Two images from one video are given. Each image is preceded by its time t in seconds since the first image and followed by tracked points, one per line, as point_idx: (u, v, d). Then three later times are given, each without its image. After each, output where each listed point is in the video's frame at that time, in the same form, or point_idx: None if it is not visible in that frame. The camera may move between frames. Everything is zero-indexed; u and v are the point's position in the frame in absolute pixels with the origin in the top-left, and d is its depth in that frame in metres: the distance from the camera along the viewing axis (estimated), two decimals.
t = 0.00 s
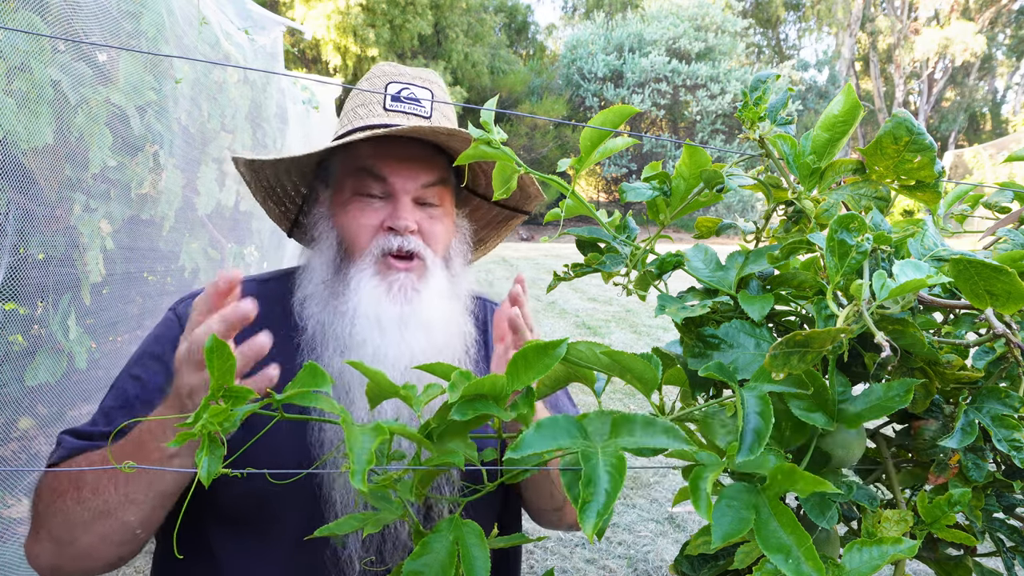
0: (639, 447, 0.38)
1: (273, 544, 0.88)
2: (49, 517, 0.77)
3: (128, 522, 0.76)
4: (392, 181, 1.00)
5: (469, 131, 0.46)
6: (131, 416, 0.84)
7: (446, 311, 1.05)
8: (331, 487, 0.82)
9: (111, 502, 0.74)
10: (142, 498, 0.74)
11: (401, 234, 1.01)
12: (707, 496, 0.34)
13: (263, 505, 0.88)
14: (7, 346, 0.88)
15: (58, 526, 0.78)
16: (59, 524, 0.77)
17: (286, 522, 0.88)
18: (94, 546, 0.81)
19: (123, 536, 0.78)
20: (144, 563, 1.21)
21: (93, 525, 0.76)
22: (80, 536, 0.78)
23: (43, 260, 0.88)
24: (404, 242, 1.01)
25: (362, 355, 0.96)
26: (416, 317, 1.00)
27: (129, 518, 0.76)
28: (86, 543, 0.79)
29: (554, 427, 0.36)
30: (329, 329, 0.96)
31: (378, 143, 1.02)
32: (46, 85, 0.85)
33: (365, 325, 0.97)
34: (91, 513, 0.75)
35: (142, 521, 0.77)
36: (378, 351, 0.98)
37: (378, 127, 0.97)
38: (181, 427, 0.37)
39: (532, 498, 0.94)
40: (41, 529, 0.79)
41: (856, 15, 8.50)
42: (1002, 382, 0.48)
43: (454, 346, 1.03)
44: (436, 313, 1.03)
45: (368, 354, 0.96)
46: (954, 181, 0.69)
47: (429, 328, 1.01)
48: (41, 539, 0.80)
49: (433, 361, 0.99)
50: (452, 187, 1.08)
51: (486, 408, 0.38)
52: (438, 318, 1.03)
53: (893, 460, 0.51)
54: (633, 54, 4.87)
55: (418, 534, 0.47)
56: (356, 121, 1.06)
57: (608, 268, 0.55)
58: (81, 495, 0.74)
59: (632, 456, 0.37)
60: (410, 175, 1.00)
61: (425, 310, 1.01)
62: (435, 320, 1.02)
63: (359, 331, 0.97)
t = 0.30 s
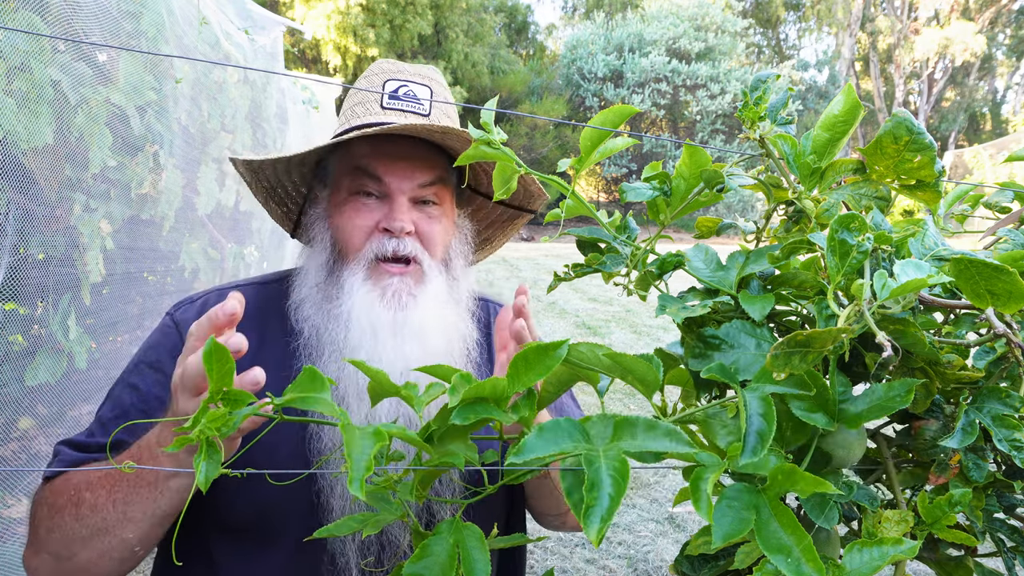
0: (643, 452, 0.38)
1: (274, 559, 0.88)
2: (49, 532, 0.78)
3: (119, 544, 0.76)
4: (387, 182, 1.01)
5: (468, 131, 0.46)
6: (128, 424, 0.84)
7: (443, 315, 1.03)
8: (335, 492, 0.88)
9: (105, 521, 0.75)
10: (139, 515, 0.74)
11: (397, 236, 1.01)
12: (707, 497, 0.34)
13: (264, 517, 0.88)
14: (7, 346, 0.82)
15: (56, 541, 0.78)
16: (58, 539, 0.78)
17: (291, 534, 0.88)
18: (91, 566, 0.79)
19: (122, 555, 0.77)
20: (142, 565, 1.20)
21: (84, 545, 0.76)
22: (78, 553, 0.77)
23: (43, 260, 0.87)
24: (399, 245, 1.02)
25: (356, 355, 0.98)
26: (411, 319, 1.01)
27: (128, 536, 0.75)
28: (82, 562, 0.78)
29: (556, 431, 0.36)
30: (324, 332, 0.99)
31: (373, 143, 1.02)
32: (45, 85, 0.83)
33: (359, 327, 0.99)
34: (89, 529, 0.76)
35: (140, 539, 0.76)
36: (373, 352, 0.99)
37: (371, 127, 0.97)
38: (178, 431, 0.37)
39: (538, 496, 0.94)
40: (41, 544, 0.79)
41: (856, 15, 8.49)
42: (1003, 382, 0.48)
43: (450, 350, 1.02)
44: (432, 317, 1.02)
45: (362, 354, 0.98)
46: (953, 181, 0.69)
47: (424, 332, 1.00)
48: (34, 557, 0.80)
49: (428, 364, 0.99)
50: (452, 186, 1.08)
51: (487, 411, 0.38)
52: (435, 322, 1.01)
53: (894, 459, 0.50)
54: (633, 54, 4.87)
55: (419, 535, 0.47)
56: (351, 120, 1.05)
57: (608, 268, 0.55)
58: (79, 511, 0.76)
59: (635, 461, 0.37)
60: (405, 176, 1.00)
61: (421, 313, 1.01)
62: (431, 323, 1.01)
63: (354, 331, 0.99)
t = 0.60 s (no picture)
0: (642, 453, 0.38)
1: (275, 567, 0.87)
2: (49, 537, 0.78)
3: (119, 548, 0.76)
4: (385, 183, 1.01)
5: (468, 130, 0.46)
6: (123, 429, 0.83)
7: (442, 316, 1.03)
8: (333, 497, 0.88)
9: (105, 525, 0.75)
10: (140, 518, 0.74)
11: (394, 238, 1.01)
12: (707, 497, 0.34)
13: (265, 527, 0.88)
14: (7, 346, 0.82)
15: (56, 547, 0.77)
16: (58, 544, 0.77)
17: (291, 543, 0.88)
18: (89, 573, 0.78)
19: (121, 560, 0.77)
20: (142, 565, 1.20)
21: (84, 551, 0.76)
22: (77, 559, 0.77)
23: (43, 260, 0.87)
24: (397, 246, 1.02)
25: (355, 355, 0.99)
26: (410, 320, 1.01)
27: (128, 539, 0.75)
28: (81, 568, 0.77)
29: (557, 431, 0.36)
30: (322, 333, 0.99)
31: (371, 144, 1.02)
32: (45, 85, 0.83)
33: (358, 328, 0.98)
34: (90, 533, 0.75)
35: (141, 543, 0.76)
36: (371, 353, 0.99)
37: (369, 128, 0.97)
38: (179, 429, 0.37)
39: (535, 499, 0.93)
40: (41, 549, 0.79)
41: (856, 16, 8.48)
42: (1003, 382, 0.48)
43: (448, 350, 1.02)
44: (430, 317, 1.02)
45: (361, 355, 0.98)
46: (954, 181, 0.69)
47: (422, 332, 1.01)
48: (34, 562, 0.80)
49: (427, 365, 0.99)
50: (452, 187, 1.08)
51: (487, 411, 0.38)
52: (433, 323, 1.01)
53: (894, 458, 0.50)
54: (633, 54, 4.86)
55: (419, 535, 0.46)
56: (348, 119, 1.05)
57: (608, 268, 0.55)
58: (80, 516, 0.76)
59: (635, 463, 0.36)
60: (403, 177, 1.00)
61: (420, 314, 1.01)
62: (430, 324, 1.01)
63: (352, 333, 0.99)
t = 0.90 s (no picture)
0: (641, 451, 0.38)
1: (274, 565, 0.88)
2: (57, 535, 0.78)
3: (131, 543, 0.76)
4: (379, 182, 1.01)
5: (468, 131, 0.46)
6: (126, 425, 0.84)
7: (435, 313, 1.04)
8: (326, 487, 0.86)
9: (117, 520, 0.75)
10: (152, 513, 0.75)
11: (389, 236, 1.01)
12: (707, 496, 0.34)
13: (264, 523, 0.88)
14: (7, 346, 0.82)
15: (65, 545, 0.77)
16: (67, 542, 0.77)
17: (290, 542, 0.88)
18: (99, 568, 0.79)
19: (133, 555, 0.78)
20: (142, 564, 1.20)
21: (95, 546, 0.76)
22: (88, 555, 0.77)
23: (43, 260, 0.87)
24: (391, 245, 1.02)
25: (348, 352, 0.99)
26: (402, 318, 1.01)
27: (140, 534, 0.76)
28: (91, 564, 0.78)
29: (556, 428, 0.36)
30: (316, 329, 1.00)
31: (365, 143, 1.02)
32: (45, 85, 0.83)
33: (351, 325, 0.99)
34: (102, 529, 0.76)
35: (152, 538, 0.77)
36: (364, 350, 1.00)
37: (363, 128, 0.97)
38: (180, 429, 0.37)
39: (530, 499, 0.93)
40: (49, 548, 0.79)
41: (856, 16, 8.47)
42: (1002, 382, 0.48)
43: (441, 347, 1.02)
44: (424, 316, 1.02)
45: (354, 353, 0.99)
46: (953, 181, 0.69)
47: (415, 331, 1.01)
48: (38, 562, 0.80)
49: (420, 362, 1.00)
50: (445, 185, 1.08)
51: (486, 410, 0.38)
52: (426, 321, 1.02)
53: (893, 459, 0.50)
54: (633, 54, 4.86)
55: (419, 535, 0.46)
56: (343, 119, 1.05)
57: (608, 268, 0.55)
58: (91, 513, 0.76)
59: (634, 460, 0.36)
60: (397, 176, 1.00)
61: (412, 312, 1.01)
62: (422, 322, 1.02)
63: (345, 330, 0.99)
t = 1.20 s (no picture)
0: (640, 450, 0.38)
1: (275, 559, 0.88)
2: (61, 523, 0.78)
3: (133, 530, 0.77)
4: (376, 180, 1.01)
5: (468, 131, 0.46)
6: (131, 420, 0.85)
7: (435, 311, 1.03)
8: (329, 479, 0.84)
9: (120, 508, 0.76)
10: (154, 500, 0.75)
11: (386, 233, 1.01)
12: (707, 496, 0.34)
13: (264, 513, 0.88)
14: (7, 345, 0.85)
15: (70, 532, 0.78)
16: (71, 530, 0.78)
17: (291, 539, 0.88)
18: (103, 556, 0.80)
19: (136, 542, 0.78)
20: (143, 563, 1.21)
21: (99, 534, 0.77)
22: (91, 543, 0.78)
23: (44, 260, 0.88)
24: (389, 242, 1.01)
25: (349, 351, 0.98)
26: (401, 315, 1.00)
27: (144, 521, 0.76)
28: (94, 551, 0.79)
29: (555, 427, 0.36)
30: (316, 327, 1.00)
31: (361, 142, 1.02)
32: (45, 85, 0.83)
33: (352, 322, 0.98)
34: (106, 516, 0.76)
35: (154, 525, 0.77)
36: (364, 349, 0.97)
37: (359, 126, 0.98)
38: (180, 431, 0.37)
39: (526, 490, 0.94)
40: (53, 536, 0.79)
41: (856, 16, 8.47)
42: (1002, 382, 0.48)
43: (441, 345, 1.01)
44: (424, 314, 1.01)
45: (356, 350, 0.97)
46: (953, 181, 0.69)
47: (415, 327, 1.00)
48: (43, 553, 0.81)
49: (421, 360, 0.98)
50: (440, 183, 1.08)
51: (486, 409, 0.38)
52: (426, 318, 1.01)
53: (894, 459, 0.51)
54: (633, 54, 4.86)
55: (419, 534, 0.47)
56: (339, 119, 1.06)
57: (608, 268, 0.55)
58: (95, 500, 0.76)
59: (634, 459, 0.36)
60: (393, 173, 1.01)
61: (412, 309, 1.00)
62: (422, 319, 1.01)
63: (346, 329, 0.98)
